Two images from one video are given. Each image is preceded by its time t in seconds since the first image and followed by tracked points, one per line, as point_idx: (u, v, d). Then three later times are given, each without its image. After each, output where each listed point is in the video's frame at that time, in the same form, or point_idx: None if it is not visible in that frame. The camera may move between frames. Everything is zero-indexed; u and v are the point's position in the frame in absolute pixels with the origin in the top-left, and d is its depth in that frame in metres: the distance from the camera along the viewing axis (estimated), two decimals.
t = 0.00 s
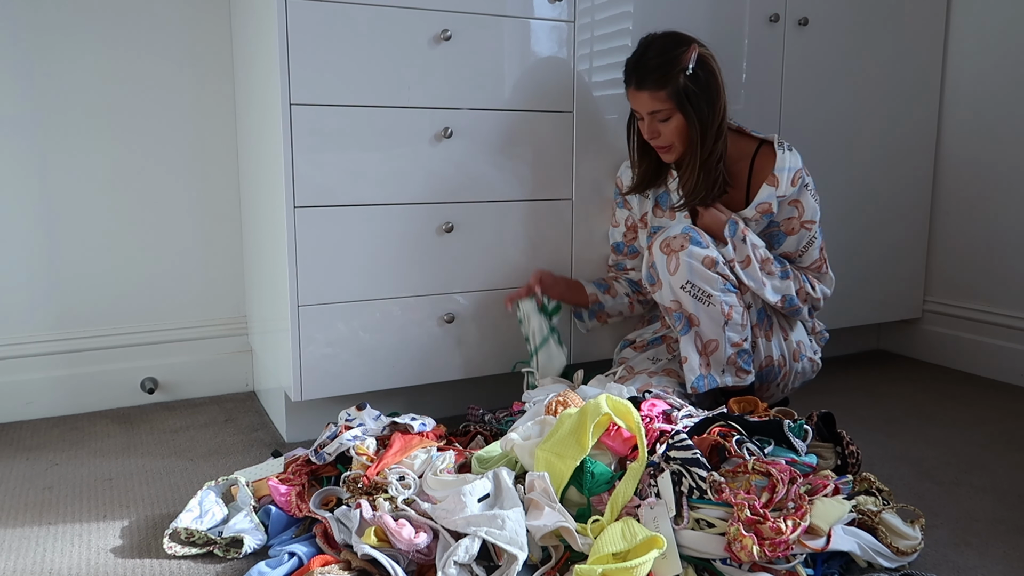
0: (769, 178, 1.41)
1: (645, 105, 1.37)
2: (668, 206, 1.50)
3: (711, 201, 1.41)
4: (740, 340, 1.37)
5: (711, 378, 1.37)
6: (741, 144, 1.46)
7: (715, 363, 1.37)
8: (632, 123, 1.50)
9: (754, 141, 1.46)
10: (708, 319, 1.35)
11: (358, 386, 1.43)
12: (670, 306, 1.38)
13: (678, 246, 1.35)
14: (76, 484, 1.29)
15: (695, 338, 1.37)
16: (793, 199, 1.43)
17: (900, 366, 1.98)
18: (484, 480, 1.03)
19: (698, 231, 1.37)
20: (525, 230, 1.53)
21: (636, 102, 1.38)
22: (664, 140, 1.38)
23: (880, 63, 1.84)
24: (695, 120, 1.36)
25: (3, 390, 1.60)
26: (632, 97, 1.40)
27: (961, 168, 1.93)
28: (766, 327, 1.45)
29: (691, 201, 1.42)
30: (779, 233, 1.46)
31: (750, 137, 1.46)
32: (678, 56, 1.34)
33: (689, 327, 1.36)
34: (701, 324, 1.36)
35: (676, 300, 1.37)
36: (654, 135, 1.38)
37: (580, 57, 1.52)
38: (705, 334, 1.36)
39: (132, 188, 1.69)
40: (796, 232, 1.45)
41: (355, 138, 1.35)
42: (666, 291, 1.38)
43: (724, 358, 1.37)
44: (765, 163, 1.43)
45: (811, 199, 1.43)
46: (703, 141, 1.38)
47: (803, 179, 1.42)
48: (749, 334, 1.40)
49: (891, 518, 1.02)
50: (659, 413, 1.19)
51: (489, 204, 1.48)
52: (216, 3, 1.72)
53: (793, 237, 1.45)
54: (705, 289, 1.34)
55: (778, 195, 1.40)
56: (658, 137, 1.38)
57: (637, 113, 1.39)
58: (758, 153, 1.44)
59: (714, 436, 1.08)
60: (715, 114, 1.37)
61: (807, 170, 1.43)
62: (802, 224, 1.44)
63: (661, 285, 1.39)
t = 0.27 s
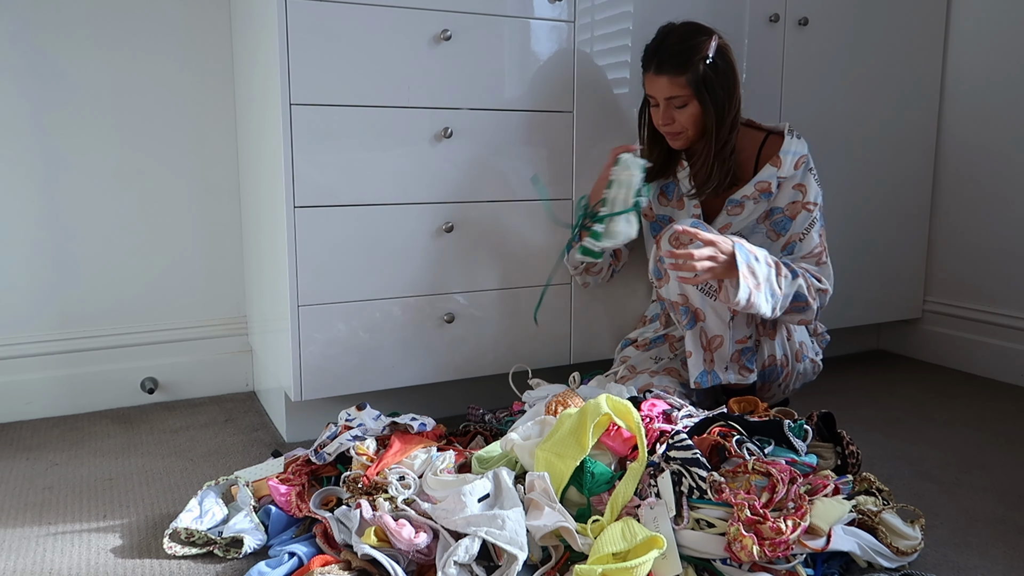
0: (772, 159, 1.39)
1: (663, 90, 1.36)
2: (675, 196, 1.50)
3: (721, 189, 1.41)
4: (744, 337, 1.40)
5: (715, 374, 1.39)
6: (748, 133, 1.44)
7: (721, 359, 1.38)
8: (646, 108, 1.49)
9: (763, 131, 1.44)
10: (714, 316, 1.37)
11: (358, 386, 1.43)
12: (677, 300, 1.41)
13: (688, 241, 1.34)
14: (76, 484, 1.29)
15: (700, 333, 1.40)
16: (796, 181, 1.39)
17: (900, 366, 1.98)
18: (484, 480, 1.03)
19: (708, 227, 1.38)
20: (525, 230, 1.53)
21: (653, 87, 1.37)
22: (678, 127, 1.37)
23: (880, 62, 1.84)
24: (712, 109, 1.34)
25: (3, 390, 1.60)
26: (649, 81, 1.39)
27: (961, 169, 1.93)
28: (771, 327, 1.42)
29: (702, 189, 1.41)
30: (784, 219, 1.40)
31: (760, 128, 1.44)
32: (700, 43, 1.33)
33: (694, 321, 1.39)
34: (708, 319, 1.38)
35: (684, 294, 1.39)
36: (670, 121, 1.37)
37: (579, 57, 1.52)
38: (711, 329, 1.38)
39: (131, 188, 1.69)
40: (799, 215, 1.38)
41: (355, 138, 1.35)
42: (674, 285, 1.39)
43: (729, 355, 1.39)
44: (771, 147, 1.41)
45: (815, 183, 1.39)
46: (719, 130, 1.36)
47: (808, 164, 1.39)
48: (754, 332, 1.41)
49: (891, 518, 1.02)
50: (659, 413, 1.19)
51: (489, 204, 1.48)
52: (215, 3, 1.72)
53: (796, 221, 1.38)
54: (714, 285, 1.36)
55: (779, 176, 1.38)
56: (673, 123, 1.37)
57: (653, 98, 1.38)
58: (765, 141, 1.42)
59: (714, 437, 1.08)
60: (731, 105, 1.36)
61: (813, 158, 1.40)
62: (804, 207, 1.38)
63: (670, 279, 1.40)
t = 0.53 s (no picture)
0: (772, 157, 1.39)
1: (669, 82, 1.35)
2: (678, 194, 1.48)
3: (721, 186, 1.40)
4: (746, 337, 1.39)
5: (717, 373, 1.38)
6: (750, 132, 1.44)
7: (723, 358, 1.38)
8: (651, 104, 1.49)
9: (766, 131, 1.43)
10: (717, 315, 1.37)
11: (358, 385, 1.43)
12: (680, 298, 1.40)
13: (692, 237, 1.36)
14: (76, 483, 1.29)
15: (703, 332, 1.38)
16: (796, 178, 1.38)
17: (900, 367, 1.98)
18: (484, 480, 1.03)
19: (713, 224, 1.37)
20: (525, 230, 1.53)
21: (659, 78, 1.37)
22: (682, 120, 1.37)
23: (880, 62, 1.84)
24: (717, 104, 1.34)
25: (3, 390, 1.60)
26: (655, 73, 1.38)
27: (961, 169, 1.93)
28: (772, 326, 1.42)
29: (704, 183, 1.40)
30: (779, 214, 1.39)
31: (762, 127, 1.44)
32: (710, 39, 1.33)
33: (696, 320, 1.38)
34: (710, 317, 1.37)
35: (687, 291, 1.38)
36: (673, 113, 1.37)
37: (579, 57, 1.52)
38: (713, 328, 1.37)
39: (131, 188, 1.68)
40: (794, 211, 1.38)
41: (355, 138, 1.35)
42: (677, 282, 1.38)
43: (730, 354, 1.39)
44: (773, 145, 1.41)
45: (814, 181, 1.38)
46: (723, 125, 1.36)
47: (809, 162, 1.39)
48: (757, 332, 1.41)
49: (891, 518, 1.02)
50: (659, 413, 1.19)
51: (489, 204, 1.48)
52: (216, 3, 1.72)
53: (791, 216, 1.38)
54: (717, 283, 1.35)
55: (779, 172, 1.38)
56: (676, 115, 1.37)
57: (658, 89, 1.38)
58: (767, 140, 1.42)
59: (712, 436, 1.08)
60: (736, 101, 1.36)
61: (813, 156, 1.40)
62: (800, 203, 1.38)
63: (673, 276, 1.39)
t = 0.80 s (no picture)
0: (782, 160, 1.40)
1: (669, 83, 1.36)
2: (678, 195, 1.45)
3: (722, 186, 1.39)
4: (753, 336, 1.38)
5: (721, 371, 1.38)
6: (752, 136, 1.43)
7: (728, 355, 1.38)
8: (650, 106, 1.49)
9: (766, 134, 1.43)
10: (725, 311, 1.36)
11: (358, 385, 1.43)
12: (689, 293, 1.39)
13: (704, 232, 1.35)
14: (76, 483, 1.29)
15: (709, 328, 1.38)
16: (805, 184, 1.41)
17: (900, 367, 1.98)
18: (485, 480, 1.03)
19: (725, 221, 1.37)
20: (525, 229, 1.53)
21: (658, 79, 1.37)
22: (682, 121, 1.37)
23: (881, 62, 1.84)
24: (716, 105, 1.35)
25: (3, 390, 1.60)
26: (655, 75, 1.39)
27: (961, 169, 1.93)
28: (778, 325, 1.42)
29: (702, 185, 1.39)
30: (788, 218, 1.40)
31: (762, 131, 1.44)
32: (708, 39, 1.34)
33: (705, 316, 1.37)
34: (718, 314, 1.37)
35: (696, 286, 1.37)
36: (673, 115, 1.37)
37: (579, 57, 1.52)
38: (720, 325, 1.37)
39: (131, 188, 1.68)
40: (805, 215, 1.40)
41: (355, 138, 1.35)
42: (687, 277, 1.39)
43: (736, 352, 1.38)
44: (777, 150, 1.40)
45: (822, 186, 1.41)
46: (722, 126, 1.37)
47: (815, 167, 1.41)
48: (763, 332, 1.40)
49: (891, 518, 1.02)
50: (659, 413, 1.19)
51: (489, 204, 1.48)
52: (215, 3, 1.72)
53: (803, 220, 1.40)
54: (727, 279, 1.35)
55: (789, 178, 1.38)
56: (676, 117, 1.37)
57: (657, 91, 1.38)
58: (769, 144, 1.41)
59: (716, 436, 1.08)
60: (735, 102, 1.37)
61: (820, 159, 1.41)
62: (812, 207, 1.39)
63: (683, 271, 1.39)
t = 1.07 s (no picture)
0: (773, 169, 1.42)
1: (693, 43, 1.36)
2: (668, 183, 1.44)
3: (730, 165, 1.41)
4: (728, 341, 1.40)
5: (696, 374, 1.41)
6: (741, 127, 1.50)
7: (703, 358, 1.40)
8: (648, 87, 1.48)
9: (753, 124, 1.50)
10: (700, 316, 1.39)
11: (358, 385, 1.43)
12: (666, 297, 1.42)
13: (685, 237, 1.37)
14: (77, 483, 1.30)
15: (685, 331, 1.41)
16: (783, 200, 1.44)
17: (900, 366, 1.98)
18: (484, 483, 1.03)
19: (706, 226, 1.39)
20: (525, 229, 1.53)
21: (682, 41, 1.37)
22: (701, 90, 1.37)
23: (880, 62, 1.84)
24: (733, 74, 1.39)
25: (4, 390, 1.60)
26: (676, 39, 1.38)
27: (961, 168, 1.94)
28: (762, 329, 1.43)
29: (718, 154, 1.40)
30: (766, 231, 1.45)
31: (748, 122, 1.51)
32: (727, 9, 1.40)
33: (681, 320, 1.40)
34: (694, 319, 1.39)
35: (674, 291, 1.40)
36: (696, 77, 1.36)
37: (579, 57, 1.52)
38: (695, 329, 1.40)
39: (131, 188, 1.69)
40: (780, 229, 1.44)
41: (355, 138, 1.35)
42: (665, 280, 1.41)
43: (709, 356, 1.41)
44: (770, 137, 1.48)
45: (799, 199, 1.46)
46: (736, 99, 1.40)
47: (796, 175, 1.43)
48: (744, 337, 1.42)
49: (891, 520, 1.02)
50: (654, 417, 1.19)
51: (488, 205, 1.48)
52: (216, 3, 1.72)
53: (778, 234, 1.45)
54: (703, 285, 1.37)
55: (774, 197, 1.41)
56: (701, 79, 1.37)
57: (679, 54, 1.37)
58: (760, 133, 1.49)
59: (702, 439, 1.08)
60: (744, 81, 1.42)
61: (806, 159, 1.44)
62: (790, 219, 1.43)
63: (663, 273, 1.42)
